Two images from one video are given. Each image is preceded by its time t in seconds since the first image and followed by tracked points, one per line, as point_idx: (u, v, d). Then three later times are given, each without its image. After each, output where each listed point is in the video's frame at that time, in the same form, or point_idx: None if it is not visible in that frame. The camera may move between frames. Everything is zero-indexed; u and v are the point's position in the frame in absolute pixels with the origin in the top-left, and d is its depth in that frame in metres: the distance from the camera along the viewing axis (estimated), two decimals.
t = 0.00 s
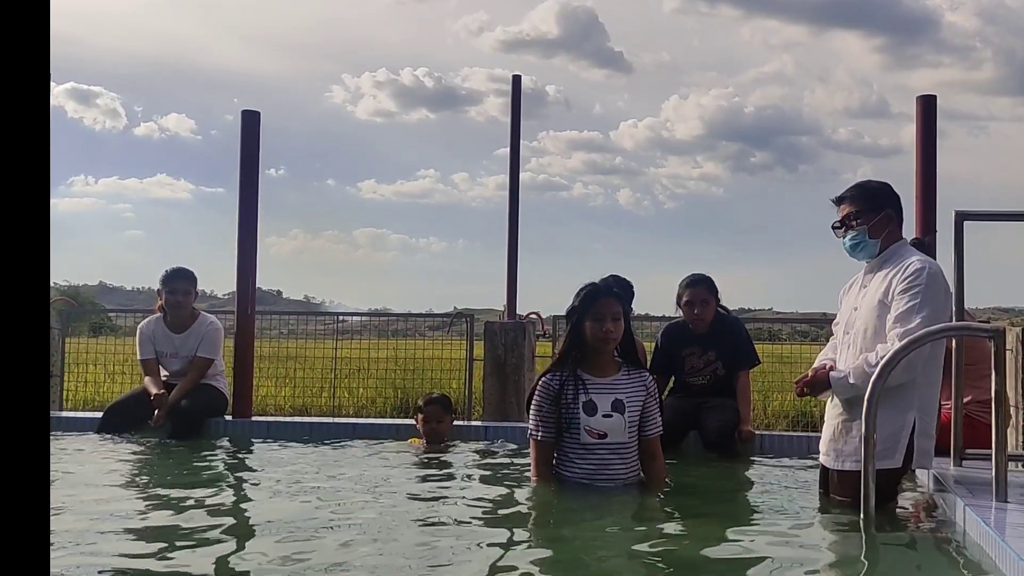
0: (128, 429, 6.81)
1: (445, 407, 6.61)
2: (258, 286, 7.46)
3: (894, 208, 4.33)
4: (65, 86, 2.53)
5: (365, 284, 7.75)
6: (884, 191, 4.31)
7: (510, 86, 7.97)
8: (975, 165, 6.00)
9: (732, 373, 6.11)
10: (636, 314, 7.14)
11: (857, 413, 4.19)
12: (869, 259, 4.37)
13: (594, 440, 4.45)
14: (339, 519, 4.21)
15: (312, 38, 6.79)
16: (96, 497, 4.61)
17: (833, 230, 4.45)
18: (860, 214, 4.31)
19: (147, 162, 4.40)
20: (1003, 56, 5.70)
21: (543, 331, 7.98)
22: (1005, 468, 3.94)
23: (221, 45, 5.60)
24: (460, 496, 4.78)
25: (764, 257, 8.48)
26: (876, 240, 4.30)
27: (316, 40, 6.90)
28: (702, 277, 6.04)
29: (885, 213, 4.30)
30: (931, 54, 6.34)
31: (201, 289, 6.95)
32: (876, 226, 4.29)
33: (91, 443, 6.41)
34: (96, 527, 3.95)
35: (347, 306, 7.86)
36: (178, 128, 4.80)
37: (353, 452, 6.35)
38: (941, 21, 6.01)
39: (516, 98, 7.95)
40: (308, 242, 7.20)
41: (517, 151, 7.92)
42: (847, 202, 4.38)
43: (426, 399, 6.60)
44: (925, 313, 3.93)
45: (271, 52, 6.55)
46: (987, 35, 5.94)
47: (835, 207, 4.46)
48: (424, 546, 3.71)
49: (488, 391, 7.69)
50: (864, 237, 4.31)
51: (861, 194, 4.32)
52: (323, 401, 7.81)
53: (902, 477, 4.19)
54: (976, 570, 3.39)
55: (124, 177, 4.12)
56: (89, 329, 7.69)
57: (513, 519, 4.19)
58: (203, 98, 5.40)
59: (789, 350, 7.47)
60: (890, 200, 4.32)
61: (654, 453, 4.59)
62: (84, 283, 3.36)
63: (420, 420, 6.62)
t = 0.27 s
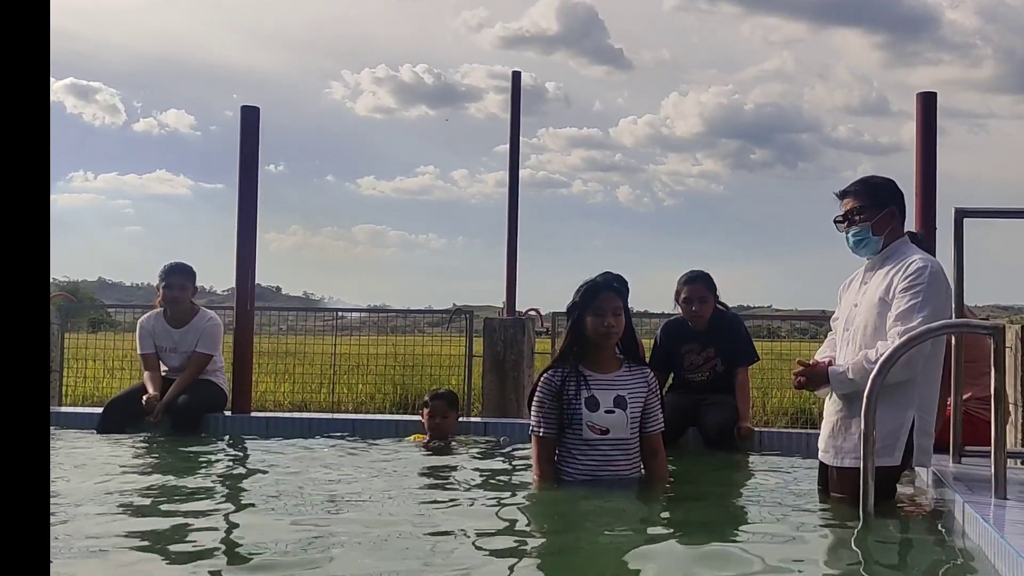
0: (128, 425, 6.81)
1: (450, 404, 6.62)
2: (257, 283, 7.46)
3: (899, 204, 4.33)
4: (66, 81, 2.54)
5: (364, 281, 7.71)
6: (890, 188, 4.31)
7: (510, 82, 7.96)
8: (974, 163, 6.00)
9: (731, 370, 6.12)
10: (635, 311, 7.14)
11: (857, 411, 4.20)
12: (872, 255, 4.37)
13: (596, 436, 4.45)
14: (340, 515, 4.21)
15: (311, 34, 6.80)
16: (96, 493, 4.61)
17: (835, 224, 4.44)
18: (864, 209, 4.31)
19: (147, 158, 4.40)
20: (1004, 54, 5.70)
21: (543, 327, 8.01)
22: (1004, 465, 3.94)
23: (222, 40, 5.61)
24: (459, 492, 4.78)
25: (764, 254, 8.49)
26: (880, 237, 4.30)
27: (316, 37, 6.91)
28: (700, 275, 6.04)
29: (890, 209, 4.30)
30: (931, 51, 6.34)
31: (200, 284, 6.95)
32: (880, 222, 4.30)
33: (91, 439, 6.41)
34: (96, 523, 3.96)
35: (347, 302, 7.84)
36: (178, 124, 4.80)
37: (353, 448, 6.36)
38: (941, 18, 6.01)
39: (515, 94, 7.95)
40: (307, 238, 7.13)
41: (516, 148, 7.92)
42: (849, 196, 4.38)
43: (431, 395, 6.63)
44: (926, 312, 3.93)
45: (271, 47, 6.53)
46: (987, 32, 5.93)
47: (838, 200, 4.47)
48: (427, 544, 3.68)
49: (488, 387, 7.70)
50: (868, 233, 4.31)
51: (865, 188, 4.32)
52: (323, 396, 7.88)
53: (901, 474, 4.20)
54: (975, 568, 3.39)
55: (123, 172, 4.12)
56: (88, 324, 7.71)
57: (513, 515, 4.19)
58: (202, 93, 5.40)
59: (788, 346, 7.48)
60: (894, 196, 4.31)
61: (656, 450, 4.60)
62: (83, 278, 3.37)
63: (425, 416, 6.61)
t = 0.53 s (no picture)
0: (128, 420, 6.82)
1: (456, 400, 6.65)
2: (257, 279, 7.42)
3: (906, 201, 4.33)
4: (65, 77, 2.53)
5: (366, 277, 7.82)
6: (898, 185, 4.31)
7: (511, 79, 7.96)
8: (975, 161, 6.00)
9: (731, 367, 6.13)
10: (636, 308, 7.15)
11: (857, 408, 4.20)
12: (875, 251, 4.37)
13: (600, 431, 4.45)
14: (340, 511, 4.21)
15: (312, 31, 6.80)
16: (96, 488, 4.60)
17: (840, 216, 4.43)
18: (870, 204, 4.31)
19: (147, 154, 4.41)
20: (1005, 51, 5.69)
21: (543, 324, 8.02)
22: (1005, 462, 3.94)
23: (222, 37, 5.61)
24: (459, 489, 4.78)
25: (764, 252, 8.49)
26: (884, 233, 4.31)
27: (316, 33, 6.90)
28: (699, 274, 6.04)
29: (897, 206, 4.29)
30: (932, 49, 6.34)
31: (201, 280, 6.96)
32: (886, 218, 4.30)
33: (90, 434, 6.41)
34: (97, 519, 3.95)
35: (346, 298, 7.95)
36: (178, 120, 4.81)
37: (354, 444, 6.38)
38: (943, 16, 6.01)
39: (516, 91, 7.95)
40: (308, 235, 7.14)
41: (517, 145, 7.92)
42: (856, 189, 4.38)
43: (437, 391, 6.64)
44: (926, 312, 3.94)
45: (272, 44, 6.52)
46: (988, 30, 5.93)
47: (844, 194, 4.46)
48: (430, 542, 3.65)
49: (488, 384, 7.69)
50: (873, 229, 4.31)
51: (872, 183, 4.32)
52: (323, 392, 7.90)
53: (901, 471, 4.20)
54: (976, 564, 3.39)
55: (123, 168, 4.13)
56: (88, 320, 7.67)
57: (513, 511, 4.19)
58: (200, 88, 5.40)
59: (789, 344, 7.48)
60: (902, 194, 4.31)
61: (659, 445, 4.62)
62: (83, 274, 3.37)
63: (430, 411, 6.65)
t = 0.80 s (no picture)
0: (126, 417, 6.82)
1: (456, 397, 6.64)
2: (255, 276, 7.39)
3: (899, 199, 4.33)
4: (64, 72, 2.53)
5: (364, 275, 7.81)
6: (890, 183, 4.32)
7: (509, 76, 7.96)
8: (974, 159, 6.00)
9: (729, 365, 6.13)
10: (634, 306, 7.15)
11: (855, 407, 4.20)
12: (871, 251, 4.37)
13: (598, 429, 4.46)
14: (339, 509, 4.21)
15: (310, 28, 6.79)
16: (94, 486, 4.60)
17: (834, 217, 4.44)
18: (864, 205, 4.31)
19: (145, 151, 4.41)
20: (1004, 50, 5.70)
21: (541, 321, 7.97)
22: (1003, 460, 3.94)
23: (221, 33, 5.61)
24: (457, 487, 4.78)
25: (763, 251, 8.49)
26: (880, 233, 4.31)
27: (314, 30, 6.90)
28: (697, 273, 6.03)
29: (890, 205, 4.30)
30: (930, 47, 6.34)
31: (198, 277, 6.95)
32: (881, 218, 4.30)
33: (88, 431, 6.41)
34: (95, 516, 3.95)
35: (344, 295, 7.93)
36: (176, 117, 4.81)
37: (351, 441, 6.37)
38: (941, 14, 6.01)
39: (514, 88, 7.94)
40: (307, 232, 7.14)
41: (515, 142, 7.92)
42: (849, 190, 4.39)
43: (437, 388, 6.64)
44: (925, 312, 3.95)
45: (270, 40, 6.52)
46: (987, 29, 5.94)
47: (837, 195, 4.47)
48: (431, 542, 3.62)
49: (486, 382, 7.69)
50: (868, 229, 4.31)
51: (865, 183, 4.33)
52: (321, 389, 7.82)
53: (898, 469, 4.21)
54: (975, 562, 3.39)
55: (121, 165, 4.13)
56: (86, 317, 7.70)
57: (511, 509, 4.19)
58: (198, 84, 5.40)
59: (787, 342, 7.49)
60: (894, 192, 4.31)
61: (656, 442, 4.60)
62: (81, 271, 3.38)
63: (431, 408, 6.65)
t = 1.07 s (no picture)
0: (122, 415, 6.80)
1: (454, 398, 6.62)
2: (252, 274, 7.39)
3: (893, 198, 4.33)
4: (60, 71, 2.51)
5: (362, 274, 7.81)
6: (880, 184, 4.31)
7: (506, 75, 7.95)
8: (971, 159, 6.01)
9: (726, 364, 6.13)
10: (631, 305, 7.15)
11: (852, 406, 4.21)
12: (868, 251, 4.37)
13: (594, 427, 4.44)
14: (334, 508, 4.20)
15: (307, 26, 6.79)
16: (89, 484, 4.59)
17: (829, 222, 4.44)
18: (857, 206, 4.31)
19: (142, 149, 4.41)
20: (1001, 50, 5.70)
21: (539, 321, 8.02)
22: (1000, 460, 3.94)
23: (218, 31, 5.60)
24: (454, 486, 4.77)
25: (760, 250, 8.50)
26: (876, 233, 4.31)
27: (312, 28, 6.89)
28: (695, 272, 6.02)
29: (882, 204, 4.29)
30: (927, 47, 6.35)
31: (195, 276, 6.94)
32: (875, 217, 4.30)
33: (84, 430, 6.40)
34: (90, 514, 3.94)
35: (341, 294, 7.88)
36: (173, 116, 4.81)
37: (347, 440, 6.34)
38: (938, 14, 6.01)
39: (511, 87, 7.94)
40: (303, 230, 7.14)
41: (513, 141, 7.92)
42: (842, 194, 4.38)
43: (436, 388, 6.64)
44: (923, 311, 3.95)
45: (267, 38, 6.51)
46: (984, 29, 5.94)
47: (830, 200, 4.46)
48: (429, 542, 3.59)
49: (482, 380, 7.69)
50: (864, 229, 4.31)
51: (856, 187, 4.32)
52: (317, 388, 7.82)
53: (895, 469, 4.21)
54: (973, 562, 3.38)
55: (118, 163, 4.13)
56: (81, 316, 7.60)
57: (508, 508, 4.18)
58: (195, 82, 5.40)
59: (784, 342, 7.49)
60: (887, 191, 4.31)
61: (655, 441, 4.59)
62: (77, 268, 3.38)
63: (429, 408, 6.63)
